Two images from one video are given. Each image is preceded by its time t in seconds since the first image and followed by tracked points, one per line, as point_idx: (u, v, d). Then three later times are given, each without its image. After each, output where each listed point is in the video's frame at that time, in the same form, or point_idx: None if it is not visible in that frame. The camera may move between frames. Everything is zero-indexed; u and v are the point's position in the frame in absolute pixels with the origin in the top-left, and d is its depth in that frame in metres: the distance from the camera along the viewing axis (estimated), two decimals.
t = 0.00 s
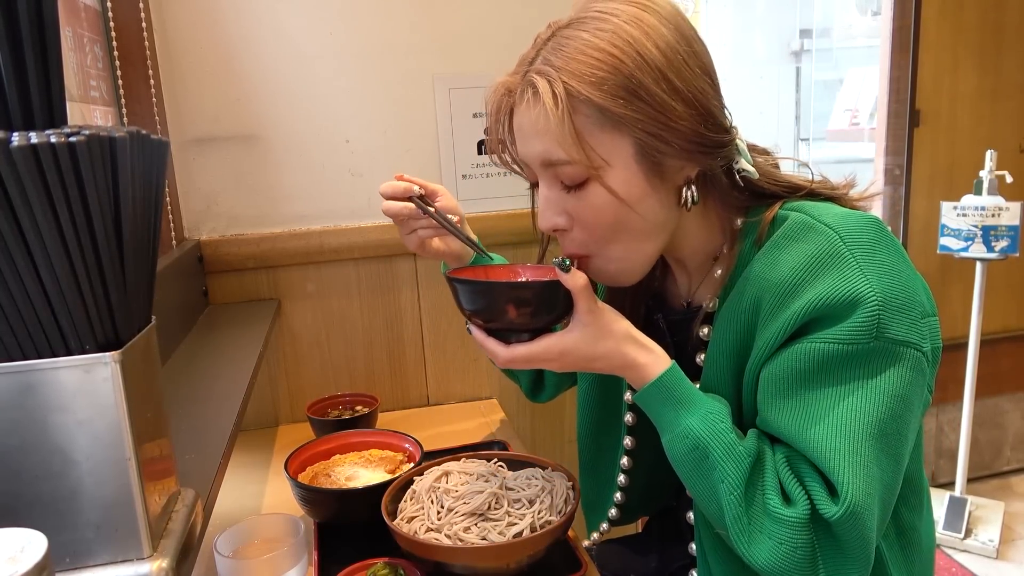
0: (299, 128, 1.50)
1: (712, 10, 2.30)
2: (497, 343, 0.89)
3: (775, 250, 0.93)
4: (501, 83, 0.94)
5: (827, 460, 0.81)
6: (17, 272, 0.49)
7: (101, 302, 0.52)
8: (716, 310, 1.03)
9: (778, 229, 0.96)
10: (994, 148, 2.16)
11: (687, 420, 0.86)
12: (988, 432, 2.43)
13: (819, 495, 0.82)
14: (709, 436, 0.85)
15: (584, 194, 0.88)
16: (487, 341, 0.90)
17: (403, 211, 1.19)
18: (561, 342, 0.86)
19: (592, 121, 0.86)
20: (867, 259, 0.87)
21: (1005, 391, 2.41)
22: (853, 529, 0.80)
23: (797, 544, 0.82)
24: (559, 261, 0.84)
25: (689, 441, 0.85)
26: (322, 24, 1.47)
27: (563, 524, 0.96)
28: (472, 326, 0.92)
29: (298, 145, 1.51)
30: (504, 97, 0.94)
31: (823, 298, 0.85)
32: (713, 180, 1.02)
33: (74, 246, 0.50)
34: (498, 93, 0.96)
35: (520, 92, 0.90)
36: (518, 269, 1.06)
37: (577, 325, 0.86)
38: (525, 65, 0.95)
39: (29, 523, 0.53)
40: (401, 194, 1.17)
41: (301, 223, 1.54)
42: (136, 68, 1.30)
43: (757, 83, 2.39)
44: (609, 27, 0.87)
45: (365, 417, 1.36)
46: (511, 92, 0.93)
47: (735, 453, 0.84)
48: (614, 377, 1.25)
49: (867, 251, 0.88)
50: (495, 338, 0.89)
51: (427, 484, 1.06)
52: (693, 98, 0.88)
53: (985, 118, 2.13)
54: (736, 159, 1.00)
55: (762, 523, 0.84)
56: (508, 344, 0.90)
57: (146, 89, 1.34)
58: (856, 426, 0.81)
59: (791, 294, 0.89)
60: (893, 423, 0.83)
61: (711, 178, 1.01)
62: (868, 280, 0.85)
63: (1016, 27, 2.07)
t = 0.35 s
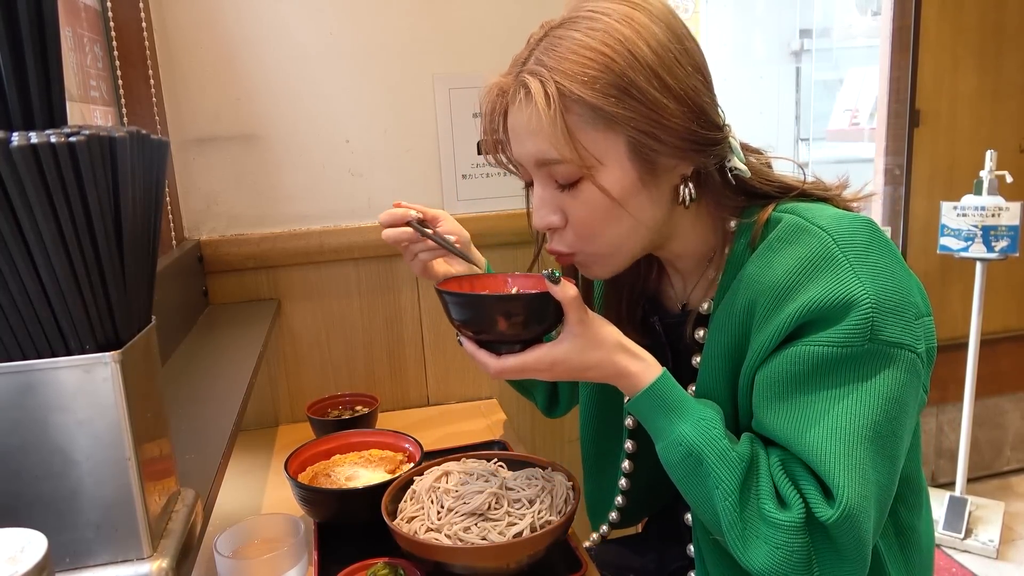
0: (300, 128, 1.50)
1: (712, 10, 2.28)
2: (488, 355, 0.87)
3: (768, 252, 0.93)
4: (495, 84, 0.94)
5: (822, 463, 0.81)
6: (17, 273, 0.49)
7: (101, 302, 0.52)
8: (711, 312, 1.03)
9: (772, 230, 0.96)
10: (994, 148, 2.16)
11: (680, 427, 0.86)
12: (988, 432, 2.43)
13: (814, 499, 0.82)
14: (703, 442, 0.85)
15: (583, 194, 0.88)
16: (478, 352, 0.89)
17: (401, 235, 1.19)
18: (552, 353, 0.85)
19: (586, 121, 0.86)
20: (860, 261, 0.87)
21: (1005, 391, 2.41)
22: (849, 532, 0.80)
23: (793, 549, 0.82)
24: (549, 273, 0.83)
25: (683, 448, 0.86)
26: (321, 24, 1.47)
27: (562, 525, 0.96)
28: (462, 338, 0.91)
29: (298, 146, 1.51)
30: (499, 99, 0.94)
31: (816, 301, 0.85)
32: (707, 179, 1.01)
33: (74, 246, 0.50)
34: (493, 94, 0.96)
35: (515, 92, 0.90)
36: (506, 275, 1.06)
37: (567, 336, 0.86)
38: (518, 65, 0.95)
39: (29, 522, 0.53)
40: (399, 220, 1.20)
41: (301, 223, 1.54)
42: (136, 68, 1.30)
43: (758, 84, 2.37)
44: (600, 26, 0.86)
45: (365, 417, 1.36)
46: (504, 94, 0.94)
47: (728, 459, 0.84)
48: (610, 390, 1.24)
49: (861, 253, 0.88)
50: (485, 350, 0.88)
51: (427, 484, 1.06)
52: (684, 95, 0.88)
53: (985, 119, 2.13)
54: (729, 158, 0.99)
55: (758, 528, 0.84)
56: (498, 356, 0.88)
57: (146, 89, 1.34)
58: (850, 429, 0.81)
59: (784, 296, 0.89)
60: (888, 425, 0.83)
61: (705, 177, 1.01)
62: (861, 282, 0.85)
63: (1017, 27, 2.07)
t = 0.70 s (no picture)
0: (300, 128, 1.50)
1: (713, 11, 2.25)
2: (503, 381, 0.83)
3: (778, 259, 0.93)
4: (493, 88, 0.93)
5: (852, 475, 0.81)
6: (17, 273, 0.50)
7: (101, 303, 0.52)
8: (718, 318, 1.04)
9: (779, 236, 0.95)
10: (995, 148, 2.16)
11: (708, 452, 0.86)
12: (987, 432, 2.43)
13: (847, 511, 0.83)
14: (732, 465, 0.85)
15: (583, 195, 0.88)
16: (493, 377, 0.84)
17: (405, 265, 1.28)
18: (572, 380, 0.81)
19: (581, 123, 0.86)
20: (874, 268, 0.87)
21: (1005, 391, 2.41)
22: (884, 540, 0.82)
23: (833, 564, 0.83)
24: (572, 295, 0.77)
25: (714, 473, 0.85)
26: (321, 24, 1.47)
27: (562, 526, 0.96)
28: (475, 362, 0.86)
29: (298, 146, 1.51)
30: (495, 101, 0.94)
31: (834, 311, 0.85)
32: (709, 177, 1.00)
33: (74, 246, 0.50)
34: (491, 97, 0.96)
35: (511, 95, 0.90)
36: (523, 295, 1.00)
37: (589, 362, 0.81)
38: (517, 66, 0.95)
39: (29, 522, 0.53)
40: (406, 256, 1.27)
41: (301, 223, 1.54)
42: (136, 68, 1.30)
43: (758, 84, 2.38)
44: (595, 25, 0.86)
45: (365, 417, 1.35)
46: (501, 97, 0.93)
47: (760, 479, 0.84)
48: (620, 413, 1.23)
49: (874, 259, 0.88)
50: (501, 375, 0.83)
51: (427, 484, 1.06)
52: (680, 94, 0.88)
53: (985, 119, 2.13)
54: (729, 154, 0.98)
55: (795, 546, 0.84)
56: (514, 382, 0.84)
57: (146, 88, 1.34)
58: (877, 439, 0.82)
59: (799, 304, 0.89)
60: (909, 431, 0.84)
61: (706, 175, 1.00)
62: (877, 290, 0.85)
63: (1016, 27, 2.07)
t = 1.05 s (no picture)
0: (301, 128, 1.50)
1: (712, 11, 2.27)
2: (584, 441, 0.74)
3: (823, 263, 0.92)
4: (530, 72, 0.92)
5: (921, 480, 0.83)
6: (16, 272, 0.49)
7: (102, 304, 0.52)
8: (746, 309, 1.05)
9: (819, 238, 0.94)
10: (994, 147, 2.16)
11: (795, 485, 0.84)
12: (987, 432, 2.43)
13: (920, 515, 0.86)
14: (823, 496, 0.84)
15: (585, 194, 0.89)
16: (571, 439, 0.74)
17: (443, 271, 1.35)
18: (655, 433, 0.74)
19: (624, 104, 0.86)
20: (917, 269, 0.88)
21: (1005, 391, 2.41)
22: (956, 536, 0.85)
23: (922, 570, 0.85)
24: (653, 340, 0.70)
25: (804, 507, 0.83)
26: (322, 24, 1.47)
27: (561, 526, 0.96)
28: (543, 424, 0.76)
29: (298, 146, 1.51)
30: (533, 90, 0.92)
31: (889, 317, 0.85)
32: (742, 156, 1.01)
33: (73, 245, 0.50)
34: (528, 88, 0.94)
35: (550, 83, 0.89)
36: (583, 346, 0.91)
37: (669, 410, 0.75)
38: (551, 54, 0.94)
39: (29, 522, 0.53)
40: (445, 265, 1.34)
41: (301, 223, 1.54)
42: (136, 68, 1.30)
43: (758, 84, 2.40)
44: (632, 9, 0.87)
45: (365, 417, 1.35)
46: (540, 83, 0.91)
47: (851, 504, 0.84)
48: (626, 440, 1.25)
49: (916, 261, 0.89)
50: (580, 434, 0.74)
51: (427, 484, 1.06)
52: (723, 71, 0.89)
53: (984, 118, 2.13)
54: (762, 134, 1.00)
55: (886, 561, 0.85)
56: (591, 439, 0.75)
57: (146, 89, 1.34)
58: (939, 442, 0.83)
59: (848, 309, 0.88)
60: (960, 428, 0.86)
61: (741, 155, 1.01)
62: (924, 293, 0.86)
63: (1016, 27, 2.07)
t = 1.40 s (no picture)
0: (301, 128, 1.50)
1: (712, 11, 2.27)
2: (633, 470, 0.75)
3: (852, 262, 0.92)
4: (563, 52, 0.94)
5: (951, 478, 0.84)
6: (17, 273, 0.49)
7: (102, 305, 0.52)
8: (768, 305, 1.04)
9: (846, 238, 0.95)
10: (995, 148, 2.16)
11: (830, 494, 0.85)
12: (987, 432, 2.42)
13: (949, 514, 0.87)
14: (858, 503, 0.85)
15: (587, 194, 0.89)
16: (621, 468, 0.75)
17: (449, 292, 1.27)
18: (702, 455, 0.75)
19: (657, 86, 0.86)
20: (945, 269, 0.89)
21: (1004, 391, 2.41)
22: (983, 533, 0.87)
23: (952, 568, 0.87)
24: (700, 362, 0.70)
25: (840, 515, 0.84)
26: (322, 24, 1.47)
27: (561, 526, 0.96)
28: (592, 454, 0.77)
29: (298, 146, 1.51)
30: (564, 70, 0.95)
31: (921, 317, 0.85)
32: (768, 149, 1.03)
33: (74, 245, 0.50)
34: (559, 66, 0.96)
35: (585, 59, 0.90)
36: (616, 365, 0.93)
37: (713, 430, 0.75)
38: (586, 34, 0.95)
39: (29, 522, 0.53)
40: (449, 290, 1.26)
41: (301, 223, 1.54)
42: (136, 68, 1.30)
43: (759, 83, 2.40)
44: None
45: (365, 417, 1.35)
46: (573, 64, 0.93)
47: (886, 510, 0.85)
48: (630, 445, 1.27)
49: (943, 261, 0.90)
50: (628, 462, 0.75)
51: (426, 484, 1.06)
52: (757, 60, 0.90)
53: (985, 119, 2.13)
54: (790, 130, 1.01)
55: (917, 561, 0.86)
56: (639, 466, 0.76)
57: (146, 89, 1.34)
58: (969, 441, 0.84)
59: (879, 309, 0.88)
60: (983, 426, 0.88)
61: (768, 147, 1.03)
62: (953, 293, 0.87)
63: (1016, 28, 2.07)
